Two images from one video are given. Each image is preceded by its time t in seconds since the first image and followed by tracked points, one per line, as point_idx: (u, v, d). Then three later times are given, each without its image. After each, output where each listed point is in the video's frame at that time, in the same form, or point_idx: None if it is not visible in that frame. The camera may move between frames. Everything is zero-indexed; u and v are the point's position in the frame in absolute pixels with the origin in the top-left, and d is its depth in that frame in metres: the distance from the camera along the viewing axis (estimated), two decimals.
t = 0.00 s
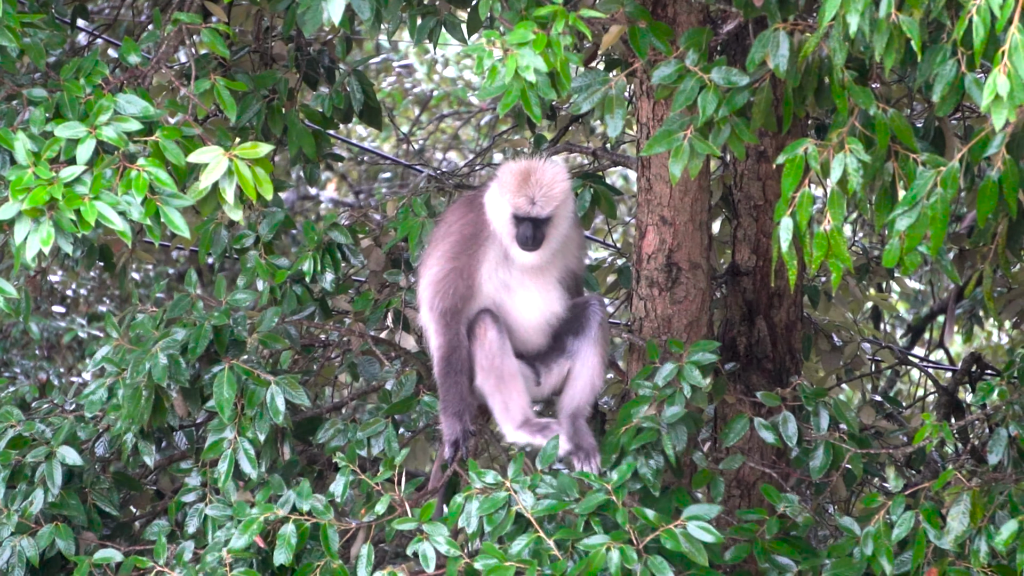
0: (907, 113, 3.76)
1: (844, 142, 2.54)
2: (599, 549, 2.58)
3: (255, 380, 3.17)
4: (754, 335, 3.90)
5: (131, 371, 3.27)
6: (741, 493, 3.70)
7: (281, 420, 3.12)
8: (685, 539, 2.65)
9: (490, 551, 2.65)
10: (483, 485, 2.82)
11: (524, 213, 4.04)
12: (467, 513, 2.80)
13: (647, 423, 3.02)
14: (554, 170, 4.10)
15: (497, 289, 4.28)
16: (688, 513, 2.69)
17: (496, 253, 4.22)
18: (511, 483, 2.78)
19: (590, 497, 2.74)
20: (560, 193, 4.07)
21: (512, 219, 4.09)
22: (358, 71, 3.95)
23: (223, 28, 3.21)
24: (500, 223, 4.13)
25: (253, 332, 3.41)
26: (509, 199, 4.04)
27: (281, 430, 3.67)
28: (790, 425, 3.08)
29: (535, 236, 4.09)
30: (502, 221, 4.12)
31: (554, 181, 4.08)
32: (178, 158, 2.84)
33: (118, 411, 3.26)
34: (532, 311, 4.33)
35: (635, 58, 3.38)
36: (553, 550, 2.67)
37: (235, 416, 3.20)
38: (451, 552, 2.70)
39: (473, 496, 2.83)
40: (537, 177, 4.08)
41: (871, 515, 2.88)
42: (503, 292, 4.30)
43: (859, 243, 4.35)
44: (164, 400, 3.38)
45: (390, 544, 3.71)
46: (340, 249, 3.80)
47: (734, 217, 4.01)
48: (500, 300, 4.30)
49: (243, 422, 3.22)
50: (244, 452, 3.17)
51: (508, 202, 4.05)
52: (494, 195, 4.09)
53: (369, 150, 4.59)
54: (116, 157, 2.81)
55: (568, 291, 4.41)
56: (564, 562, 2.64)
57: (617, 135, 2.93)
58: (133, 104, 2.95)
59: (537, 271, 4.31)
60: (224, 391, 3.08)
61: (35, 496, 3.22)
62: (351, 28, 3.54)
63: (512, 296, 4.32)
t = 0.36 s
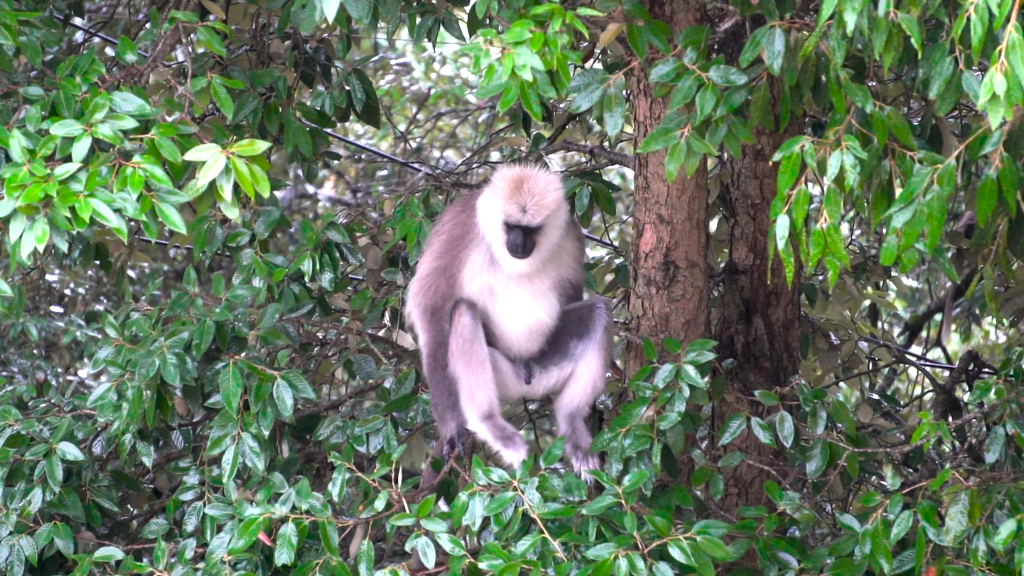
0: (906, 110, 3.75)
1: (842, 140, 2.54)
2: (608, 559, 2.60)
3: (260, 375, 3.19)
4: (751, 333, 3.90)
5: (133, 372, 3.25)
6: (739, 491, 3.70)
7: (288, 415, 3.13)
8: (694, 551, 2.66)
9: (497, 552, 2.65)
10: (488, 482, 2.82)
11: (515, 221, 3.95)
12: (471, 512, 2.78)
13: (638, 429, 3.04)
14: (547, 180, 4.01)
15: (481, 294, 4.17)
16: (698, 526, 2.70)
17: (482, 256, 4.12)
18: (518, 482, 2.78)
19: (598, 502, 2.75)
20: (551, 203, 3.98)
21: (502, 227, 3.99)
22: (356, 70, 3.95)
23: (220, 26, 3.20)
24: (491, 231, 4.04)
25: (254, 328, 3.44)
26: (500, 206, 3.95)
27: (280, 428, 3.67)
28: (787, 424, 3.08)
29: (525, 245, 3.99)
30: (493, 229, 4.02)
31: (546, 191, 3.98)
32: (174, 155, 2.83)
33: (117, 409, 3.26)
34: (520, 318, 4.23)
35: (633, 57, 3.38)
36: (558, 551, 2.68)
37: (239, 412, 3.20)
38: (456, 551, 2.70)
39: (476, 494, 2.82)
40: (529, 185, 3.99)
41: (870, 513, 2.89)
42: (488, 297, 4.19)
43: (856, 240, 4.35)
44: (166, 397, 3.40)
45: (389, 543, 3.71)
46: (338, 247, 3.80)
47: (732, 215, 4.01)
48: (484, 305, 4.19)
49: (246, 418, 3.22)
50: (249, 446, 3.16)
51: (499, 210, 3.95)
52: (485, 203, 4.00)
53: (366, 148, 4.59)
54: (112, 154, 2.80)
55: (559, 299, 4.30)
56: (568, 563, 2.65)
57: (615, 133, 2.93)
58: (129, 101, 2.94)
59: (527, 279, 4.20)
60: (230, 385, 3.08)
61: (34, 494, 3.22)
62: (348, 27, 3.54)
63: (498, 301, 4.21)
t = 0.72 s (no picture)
0: (905, 110, 3.74)
1: (840, 140, 2.54)
2: (604, 555, 2.58)
3: (262, 366, 3.20)
4: (750, 333, 3.90)
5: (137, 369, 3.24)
6: (737, 490, 3.69)
7: (296, 399, 3.14)
8: (689, 552, 2.65)
9: (494, 544, 2.65)
10: (483, 475, 2.83)
11: (504, 239, 3.91)
12: (463, 505, 2.78)
13: (649, 425, 3.03)
14: (540, 198, 3.96)
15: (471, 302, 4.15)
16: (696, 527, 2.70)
17: (468, 265, 4.09)
18: (513, 476, 2.79)
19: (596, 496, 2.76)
20: (542, 222, 3.93)
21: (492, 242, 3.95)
22: (355, 69, 3.95)
23: (218, 25, 3.20)
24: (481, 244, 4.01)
25: (254, 324, 3.45)
26: (490, 223, 3.90)
27: (278, 427, 3.67)
28: (785, 424, 3.08)
29: (513, 261, 3.96)
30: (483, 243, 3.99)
31: (537, 209, 3.94)
32: (170, 153, 2.83)
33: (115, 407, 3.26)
34: (513, 325, 4.20)
35: (631, 56, 3.37)
36: (554, 545, 2.68)
37: (242, 406, 3.20)
38: (452, 544, 2.70)
39: (470, 485, 2.82)
40: (521, 203, 3.95)
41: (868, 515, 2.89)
42: (477, 303, 4.20)
43: (855, 240, 4.35)
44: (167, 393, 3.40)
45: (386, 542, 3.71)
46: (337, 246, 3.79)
47: (730, 215, 4.00)
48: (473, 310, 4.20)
49: (250, 413, 3.21)
50: (258, 439, 3.15)
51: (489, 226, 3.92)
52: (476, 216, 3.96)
53: (365, 147, 4.59)
54: (109, 152, 2.80)
55: (552, 307, 4.26)
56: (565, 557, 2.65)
57: (613, 132, 2.93)
58: (125, 100, 2.94)
59: (517, 287, 4.18)
60: (234, 378, 3.10)
61: (34, 493, 3.22)
62: (346, 26, 3.54)
63: (487, 307, 4.22)
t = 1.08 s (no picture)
0: (906, 109, 3.73)
1: (842, 140, 2.54)
2: (594, 546, 2.60)
3: (263, 360, 3.20)
4: (752, 332, 3.90)
5: (138, 360, 3.23)
6: (740, 490, 3.70)
7: (294, 396, 3.14)
8: (682, 543, 2.66)
9: (487, 536, 2.64)
10: (480, 471, 2.83)
11: (501, 252, 3.89)
12: (460, 500, 2.78)
13: (649, 422, 3.03)
14: (537, 210, 3.95)
15: (466, 308, 4.16)
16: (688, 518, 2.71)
17: (463, 272, 4.08)
18: (510, 470, 2.79)
19: (591, 487, 2.76)
20: (540, 234, 3.92)
21: (488, 254, 3.94)
22: (356, 69, 3.95)
23: (219, 24, 3.21)
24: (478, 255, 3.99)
25: (255, 319, 3.45)
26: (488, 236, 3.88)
27: (280, 424, 3.68)
28: (787, 422, 3.08)
29: (510, 272, 3.94)
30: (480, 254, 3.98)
31: (535, 221, 3.93)
32: (168, 151, 2.84)
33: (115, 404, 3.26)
34: (511, 331, 4.21)
35: (632, 56, 3.38)
36: (548, 541, 2.68)
37: (243, 400, 3.20)
38: (449, 535, 2.69)
39: (467, 482, 2.83)
40: (519, 215, 3.93)
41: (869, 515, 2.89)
42: (473, 309, 4.18)
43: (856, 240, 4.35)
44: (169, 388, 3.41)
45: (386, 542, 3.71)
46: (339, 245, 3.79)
47: (732, 214, 4.00)
48: (469, 317, 4.19)
49: (251, 407, 3.21)
50: (259, 434, 3.15)
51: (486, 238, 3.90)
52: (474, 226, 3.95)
53: (366, 147, 4.59)
54: (108, 150, 2.81)
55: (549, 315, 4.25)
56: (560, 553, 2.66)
57: (614, 132, 2.93)
58: (125, 98, 2.94)
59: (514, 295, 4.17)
60: (233, 372, 3.12)
61: (35, 490, 3.23)
62: (347, 25, 3.53)
63: (484, 313, 4.20)
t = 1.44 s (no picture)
0: (930, 77, 3.71)
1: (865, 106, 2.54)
2: (612, 505, 2.63)
3: (282, 322, 3.30)
4: (775, 299, 3.91)
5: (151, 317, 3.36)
6: (763, 455, 3.71)
7: (312, 356, 3.24)
8: (700, 499, 2.70)
9: (504, 499, 2.65)
10: (497, 439, 2.85)
11: (524, 226, 3.96)
12: (481, 468, 2.80)
13: (668, 384, 3.04)
14: (556, 183, 4.01)
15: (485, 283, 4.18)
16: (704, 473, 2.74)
17: (482, 248, 4.10)
18: (525, 436, 2.81)
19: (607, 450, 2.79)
20: (560, 206, 3.99)
21: (511, 228, 4.00)
22: (378, 37, 3.95)
23: None
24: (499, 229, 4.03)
25: (274, 285, 3.50)
26: (509, 211, 3.94)
27: (302, 389, 3.72)
28: (809, 387, 3.08)
29: (533, 245, 4.04)
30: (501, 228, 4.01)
31: (555, 193, 3.99)
32: (189, 117, 2.89)
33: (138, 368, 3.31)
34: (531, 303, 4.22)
35: (654, 23, 3.37)
36: (566, 502, 2.70)
37: (260, 362, 3.24)
38: (466, 497, 2.70)
39: (487, 452, 2.84)
40: (538, 189, 3.99)
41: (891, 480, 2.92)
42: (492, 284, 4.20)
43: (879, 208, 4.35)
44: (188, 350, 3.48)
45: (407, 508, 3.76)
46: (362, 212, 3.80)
47: (755, 181, 3.99)
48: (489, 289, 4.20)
49: (268, 369, 3.26)
50: (272, 396, 3.19)
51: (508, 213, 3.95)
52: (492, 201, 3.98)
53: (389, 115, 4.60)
54: (128, 117, 2.89)
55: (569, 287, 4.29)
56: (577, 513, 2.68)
57: (636, 100, 2.93)
58: (145, 65, 2.95)
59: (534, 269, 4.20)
60: (252, 329, 3.20)
61: (58, 453, 3.26)
62: None
63: (503, 288, 4.22)
